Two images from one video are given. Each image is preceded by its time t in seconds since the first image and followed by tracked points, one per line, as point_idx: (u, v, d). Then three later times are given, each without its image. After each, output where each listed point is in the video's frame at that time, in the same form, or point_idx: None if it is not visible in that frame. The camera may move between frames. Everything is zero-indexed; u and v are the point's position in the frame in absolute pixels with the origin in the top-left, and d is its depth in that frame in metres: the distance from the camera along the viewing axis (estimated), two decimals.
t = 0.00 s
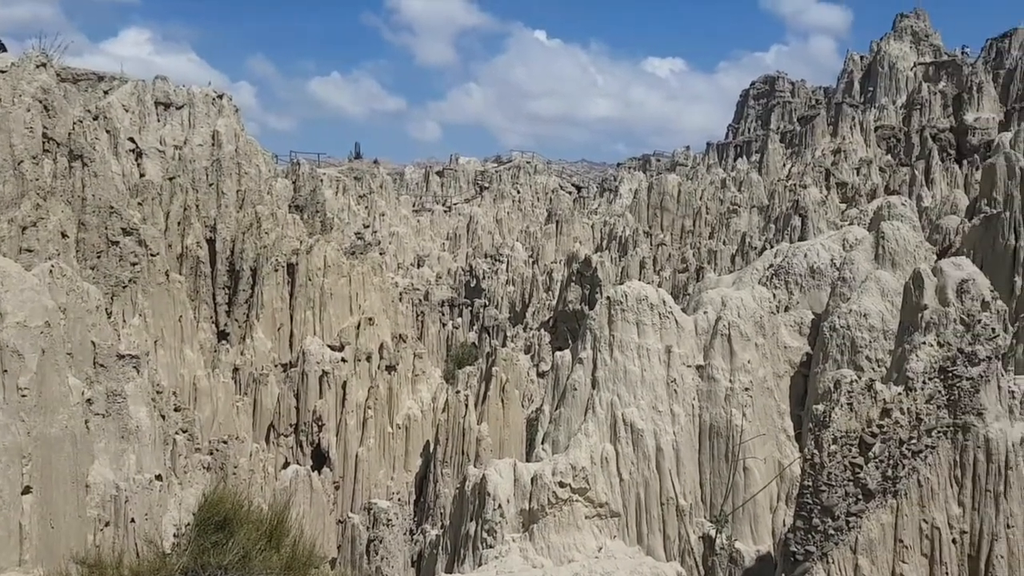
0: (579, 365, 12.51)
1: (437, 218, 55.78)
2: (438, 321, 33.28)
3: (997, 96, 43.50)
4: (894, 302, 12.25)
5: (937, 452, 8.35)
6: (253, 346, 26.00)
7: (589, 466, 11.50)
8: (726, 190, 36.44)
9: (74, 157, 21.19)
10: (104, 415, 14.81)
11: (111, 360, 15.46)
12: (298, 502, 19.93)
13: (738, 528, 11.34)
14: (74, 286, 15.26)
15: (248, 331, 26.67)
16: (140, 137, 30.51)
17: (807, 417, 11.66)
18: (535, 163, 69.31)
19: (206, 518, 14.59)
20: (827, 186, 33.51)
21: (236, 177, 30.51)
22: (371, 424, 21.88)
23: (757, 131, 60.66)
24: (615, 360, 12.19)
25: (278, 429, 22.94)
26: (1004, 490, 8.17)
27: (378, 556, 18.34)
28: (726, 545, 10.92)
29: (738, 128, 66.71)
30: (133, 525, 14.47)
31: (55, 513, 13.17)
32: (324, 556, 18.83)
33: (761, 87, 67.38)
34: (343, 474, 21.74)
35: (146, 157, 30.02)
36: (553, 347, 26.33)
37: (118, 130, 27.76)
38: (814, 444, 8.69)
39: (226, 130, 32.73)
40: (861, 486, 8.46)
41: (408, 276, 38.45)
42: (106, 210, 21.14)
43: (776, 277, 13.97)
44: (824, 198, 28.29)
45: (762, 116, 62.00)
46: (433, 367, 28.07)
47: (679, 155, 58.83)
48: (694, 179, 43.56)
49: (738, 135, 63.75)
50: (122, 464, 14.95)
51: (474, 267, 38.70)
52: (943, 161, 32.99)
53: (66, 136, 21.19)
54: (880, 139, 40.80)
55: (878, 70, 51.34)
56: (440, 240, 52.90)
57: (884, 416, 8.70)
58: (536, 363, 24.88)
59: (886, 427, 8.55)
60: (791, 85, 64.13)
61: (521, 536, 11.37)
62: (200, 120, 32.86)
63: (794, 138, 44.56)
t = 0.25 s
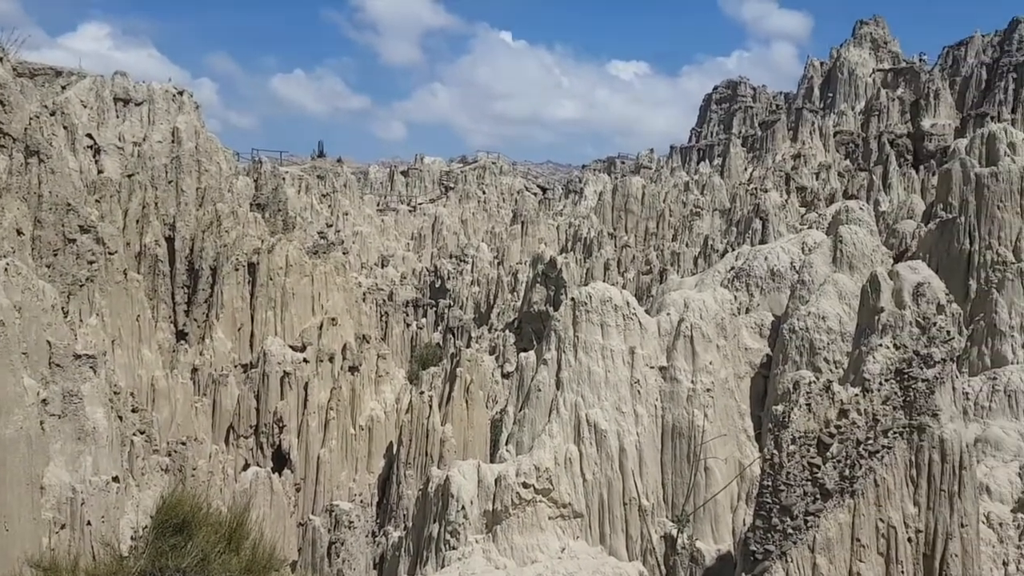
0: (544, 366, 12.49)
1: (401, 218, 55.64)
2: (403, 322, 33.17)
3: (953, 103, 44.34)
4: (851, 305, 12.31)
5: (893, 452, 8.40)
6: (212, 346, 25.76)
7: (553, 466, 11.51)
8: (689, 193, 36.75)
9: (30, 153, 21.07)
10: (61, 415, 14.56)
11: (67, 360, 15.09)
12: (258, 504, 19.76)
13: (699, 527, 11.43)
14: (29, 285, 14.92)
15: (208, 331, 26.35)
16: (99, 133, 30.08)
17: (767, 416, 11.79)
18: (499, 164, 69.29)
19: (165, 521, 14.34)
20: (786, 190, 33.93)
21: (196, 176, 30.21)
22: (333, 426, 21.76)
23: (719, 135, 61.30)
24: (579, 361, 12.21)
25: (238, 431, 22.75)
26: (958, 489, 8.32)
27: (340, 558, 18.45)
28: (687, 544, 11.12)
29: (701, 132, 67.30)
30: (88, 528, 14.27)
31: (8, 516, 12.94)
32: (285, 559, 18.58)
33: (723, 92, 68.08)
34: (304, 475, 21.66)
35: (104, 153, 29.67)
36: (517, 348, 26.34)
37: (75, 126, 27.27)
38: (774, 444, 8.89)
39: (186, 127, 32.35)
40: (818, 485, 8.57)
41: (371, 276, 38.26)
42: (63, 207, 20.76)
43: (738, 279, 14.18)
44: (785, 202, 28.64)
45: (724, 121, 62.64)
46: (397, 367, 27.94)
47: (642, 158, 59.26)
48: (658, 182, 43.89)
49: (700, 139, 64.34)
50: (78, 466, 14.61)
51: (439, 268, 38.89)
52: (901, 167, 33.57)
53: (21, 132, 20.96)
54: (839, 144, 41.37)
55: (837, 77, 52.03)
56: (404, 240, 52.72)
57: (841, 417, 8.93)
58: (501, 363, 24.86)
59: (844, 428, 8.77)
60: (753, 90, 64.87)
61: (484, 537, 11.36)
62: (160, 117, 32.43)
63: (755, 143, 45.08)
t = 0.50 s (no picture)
0: (523, 366, 12.57)
1: (381, 217, 55.55)
2: (382, 321, 33.09)
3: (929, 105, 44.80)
4: (828, 305, 12.41)
5: (869, 451, 8.48)
6: (189, 345, 25.59)
7: (533, 465, 11.51)
8: (669, 194, 36.89)
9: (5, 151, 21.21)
10: (34, 415, 14.42)
11: (42, 358, 14.91)
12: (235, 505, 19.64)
13: (677, 525, 11.38)
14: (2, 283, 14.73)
15: (184, 330, 26.15)
16: (74, 130, 29.86)
17: (746, 415, 11.83)
18: (480, 164, 69.37)
19: (140, 521, 14.25)
20: (764, 191, 34.14)
21: (173, 173, 29.87)
22: (312, 426, 21.66)
23: (698, 135, 61.61)
24: (559, 360, 12.20)
25: (215, 431, 22.69)
26: (933, 487, 8.44)
27: (317, 559, 18.39)
28: (666, 543, 11.11)
29: (680, 132, 67.60)
30: (62, 529, 14.15)
31: None
32: (262, 559, 18.39)
33: (702, 92, 68.39)
34: (282, 475, 21.65)
35: (80, 151, 29.55)
36: (497, 348, 26.35)
37: (50, 123, 26.82)
38: (752, 443, 8.93)
39: (163, 124, 32.12)
40: (795, 484, 8.56)
41: (351, 275, 38.14)
42: (37, 206, 20.64)
43: (716, 279, 14.22)
44: (764, 202, 28.83)
45: (703, 121, 62.96)
46: (377, 367, 27.85)
47: (622, 158, 59.46)
48: (637, 182, 44.04)
49: (679, 139, 64.62)
50: (52, 465, 14.55)
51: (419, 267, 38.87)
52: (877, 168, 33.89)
53: None
54: (816, 145, 41.68)
55: (814, 78, 52.42)
56: (384, 238, 52.58)
57: (817, 415, 8.88)
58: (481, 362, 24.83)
59: (820, 426, 8.73)
60: (731, 91, 65.26)
61: (463, 536, 11.33)
62: (136, 114, 32.15)
63: (734, 143, 45.33)
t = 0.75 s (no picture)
0: (501, 366, 12.52)
1: (359, 216, 55.42)
2: (360, 321, 32.97)
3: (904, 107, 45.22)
4: (804, 305, 12.54)
5: (844, 449, 8.59)
6: (164, 345, 25.39)
7: (511, 465, 11.51)
8: (647, 194, 37.03)
9: None
10: (6, 415, 14.34)
11: (15, 359, 14.50)
12: (211, 506, 19.51)
13: (654, 524, 11.42)
14: None
15: (159, 330, 25.92)
16: (48, 127, 29.56)
17: (723, 415, 11.87)
18: (459, 163, 69.29)
19: (114, 522, 14.14)
20: (741, 191, 34.33)
21: (149, 171, 29.73)
22: (289, 426, 21.54)
23: (676, 136, 61.89)
24: (537, 360, 12.23)
25: (190, 431, 22.51)
26: (907, 486, 8.55)
27: (294, 560, 18.24)
28: (643, 542, 11.07)
29: (659, 133, 67.86)
30: (35, 531, 14.15)
31: None
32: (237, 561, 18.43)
33: (680, 93, 68.67)
34: (258, 476, 21.55)
35: (53, 148, 29.19)
36: (476, 347, 26.30)
37: (23, 120, 26.79)
38: (728, 442, 8.90)
39: (138, 122, 32.00)
40: (771, 482, 8.59)
41: (328, 275, 37.97)
42: (10, 203, 19.81)
43: (694, 279, 14.29)
44: (741, 203, 29.00)
45: (681, 122, 63.25)
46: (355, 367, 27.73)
47: (601, 158, 59.60)
48: (616, 182, 44.16)
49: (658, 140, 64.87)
50: (25, 467, 14.44)
51: (398, 266, 38.78)
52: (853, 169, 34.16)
53: None
54: (793, 147, 41.95)
55: (791, 80, 52.78)
56: (362, 238, 52.42)
57: (793, 414, 8.92)
58: (460, 361, 24.79)
59: (796, 425, 8.76)
60: (710, 92, 65.58)
61: (441, 536, 11.32)
62: (111, 111, 31.96)
63: (712, 144, 45.55)
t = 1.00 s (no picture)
0: (479, 369, 12.45)
1: (336, 218, 55.25)
2: (336, 324, 32.82)
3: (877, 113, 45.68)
4: (779, 308, 12.59)
5: (818, 451, 8.59)
6: (136, 348, 25.16)
7: (488, 469, 11.47)
8: (624, 198, 37.17)
9: None
10: None
11: None
12: (184, 511, 19.31)
13: (631, 527, 11.53)
14: None
15: (132, 333, 25.66)
16: (19, 128, 29.23)
17: (699, 417, 11.95)
18: (436, 166, 69.22)
19: (86, 528, 13.98)
20: (717, 195, 34.54)
21: (122, 172, 29.89)
22: (263, 430, 21.36)
23: (653, 140, 62.19)
24: (515, 363, 12.23)
25: (163, 436, 22.23)
26: (880, 488, 8.58)
27: (268, 566, 18.10)
28: (619, 545, 11.13)
29: (635, 137, 68.15)
30: (6, 537, 13.88)
31: None
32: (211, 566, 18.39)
33: (657, 98, 68.99)
34: (233, 481, 21.43)
35: (25, 149, 28.81)
36: (453, 351, 26.26)
37: None
38: (704, 445, 9.05)
39: (111, 123, 31.83)
40: (746, 485, 8.68)
41: (304, 278, 37.77)
42: None
43: (670, 283, 14.36)
44: (716, 207, 29.17)
45: (658, 126, 63.57)
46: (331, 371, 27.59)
47: (579, 162, 59.74)
48: (593, 185, 44.29)
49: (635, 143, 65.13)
50: None
51: (375, 270, 38.68)
52: (827, 174, 34.46)
53: None
54: (767, 151, 42.26)
55: (766, 85, 53.19)
56: (338, 240, 52.22)
57: (767, 417, 9.08)
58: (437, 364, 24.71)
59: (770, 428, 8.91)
60: (686, 97, 65.96)
61: (418, 541, 11.26)
62: (84, 112, 31.84)
63: (688, 148, 45.80)
